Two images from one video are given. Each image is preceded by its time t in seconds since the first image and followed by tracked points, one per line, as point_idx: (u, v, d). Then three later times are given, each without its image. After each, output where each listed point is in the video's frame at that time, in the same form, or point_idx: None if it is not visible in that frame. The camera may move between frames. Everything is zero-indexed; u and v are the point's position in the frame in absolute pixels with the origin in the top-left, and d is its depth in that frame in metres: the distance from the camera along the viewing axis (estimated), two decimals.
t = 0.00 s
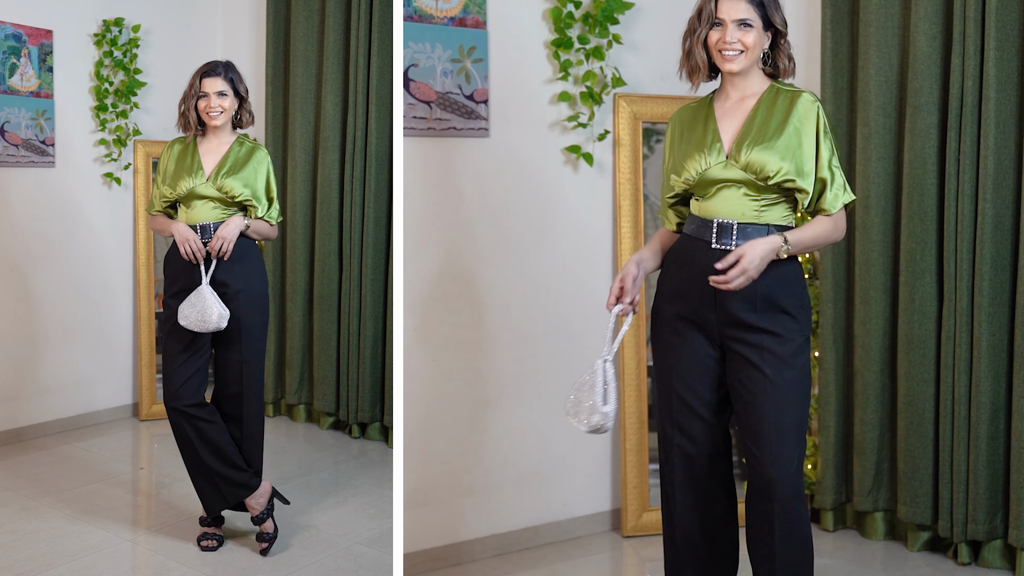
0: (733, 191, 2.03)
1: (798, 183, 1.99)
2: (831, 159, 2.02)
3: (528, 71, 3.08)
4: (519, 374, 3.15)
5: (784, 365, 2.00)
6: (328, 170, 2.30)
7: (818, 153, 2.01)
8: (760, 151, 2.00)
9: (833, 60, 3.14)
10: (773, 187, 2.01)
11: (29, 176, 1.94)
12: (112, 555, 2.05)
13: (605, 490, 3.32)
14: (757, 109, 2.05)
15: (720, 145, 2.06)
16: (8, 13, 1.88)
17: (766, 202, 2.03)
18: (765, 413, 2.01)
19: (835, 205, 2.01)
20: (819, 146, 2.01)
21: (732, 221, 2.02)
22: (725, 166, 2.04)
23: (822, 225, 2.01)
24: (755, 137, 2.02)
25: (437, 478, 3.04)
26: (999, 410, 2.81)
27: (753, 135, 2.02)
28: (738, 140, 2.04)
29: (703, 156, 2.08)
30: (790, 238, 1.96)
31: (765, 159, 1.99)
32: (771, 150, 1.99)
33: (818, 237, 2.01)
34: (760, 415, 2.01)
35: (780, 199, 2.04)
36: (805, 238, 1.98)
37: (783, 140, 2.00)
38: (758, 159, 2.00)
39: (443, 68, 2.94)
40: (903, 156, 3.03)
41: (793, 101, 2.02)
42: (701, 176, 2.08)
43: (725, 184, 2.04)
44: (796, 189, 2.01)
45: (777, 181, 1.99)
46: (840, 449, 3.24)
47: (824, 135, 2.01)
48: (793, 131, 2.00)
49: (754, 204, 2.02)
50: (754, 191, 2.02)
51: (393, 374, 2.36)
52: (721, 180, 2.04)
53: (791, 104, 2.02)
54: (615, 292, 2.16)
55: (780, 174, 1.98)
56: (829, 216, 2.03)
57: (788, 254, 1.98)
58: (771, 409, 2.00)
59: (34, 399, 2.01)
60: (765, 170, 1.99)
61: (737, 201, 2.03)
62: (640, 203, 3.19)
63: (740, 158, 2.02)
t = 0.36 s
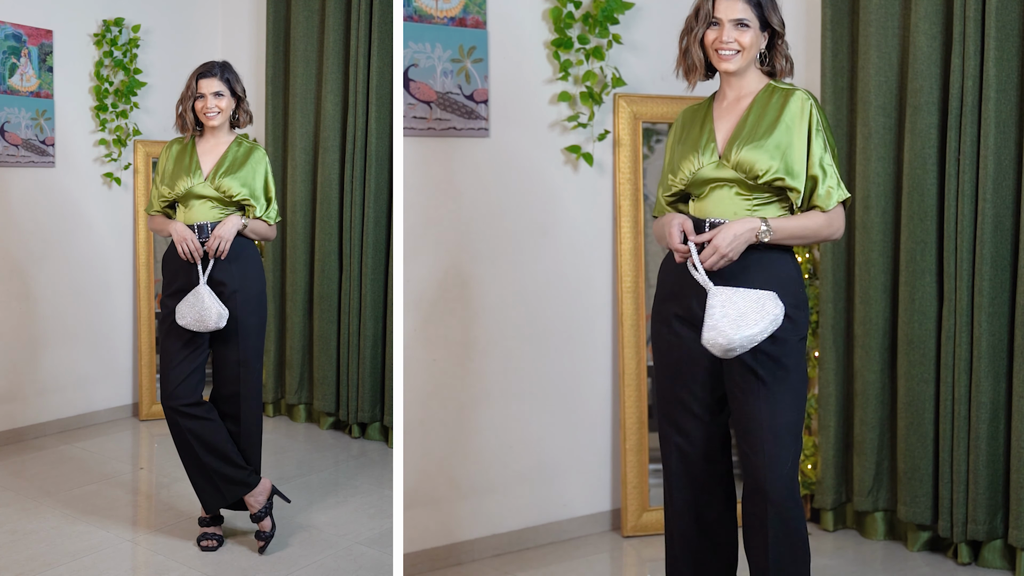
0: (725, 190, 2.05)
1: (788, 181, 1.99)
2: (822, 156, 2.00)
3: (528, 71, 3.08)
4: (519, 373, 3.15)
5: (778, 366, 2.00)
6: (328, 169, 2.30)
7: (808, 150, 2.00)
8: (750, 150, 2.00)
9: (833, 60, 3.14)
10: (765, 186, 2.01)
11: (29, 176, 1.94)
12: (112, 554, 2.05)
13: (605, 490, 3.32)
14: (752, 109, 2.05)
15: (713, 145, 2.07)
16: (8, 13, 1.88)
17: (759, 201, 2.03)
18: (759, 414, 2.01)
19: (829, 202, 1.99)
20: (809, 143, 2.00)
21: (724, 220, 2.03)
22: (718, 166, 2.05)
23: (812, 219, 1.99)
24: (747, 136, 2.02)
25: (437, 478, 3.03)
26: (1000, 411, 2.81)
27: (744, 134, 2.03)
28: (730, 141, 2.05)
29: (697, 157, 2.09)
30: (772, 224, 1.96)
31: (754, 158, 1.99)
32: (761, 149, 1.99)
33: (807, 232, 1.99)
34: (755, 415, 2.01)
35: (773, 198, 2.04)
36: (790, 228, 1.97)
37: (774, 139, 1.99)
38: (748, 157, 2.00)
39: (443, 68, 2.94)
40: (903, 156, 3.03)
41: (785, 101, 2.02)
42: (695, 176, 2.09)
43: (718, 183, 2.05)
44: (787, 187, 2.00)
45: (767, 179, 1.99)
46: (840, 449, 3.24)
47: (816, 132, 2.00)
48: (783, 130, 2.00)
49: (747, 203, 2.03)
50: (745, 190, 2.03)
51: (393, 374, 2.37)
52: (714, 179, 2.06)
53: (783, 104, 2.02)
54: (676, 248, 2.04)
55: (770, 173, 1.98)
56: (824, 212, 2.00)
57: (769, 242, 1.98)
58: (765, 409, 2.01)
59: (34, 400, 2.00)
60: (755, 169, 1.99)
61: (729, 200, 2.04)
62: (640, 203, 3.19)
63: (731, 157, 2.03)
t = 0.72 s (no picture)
0: (729, 192, 2.04)
1: (793, 184, 1.99)
2: (826, 161, 2.00)
3: (528, 71, 3.08)
4: (519, 373, 3.15)
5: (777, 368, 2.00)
6: (328, 169, 2.30)
7: (812, 155, 2.00)
8: (757, 152, 2.00)
9: (833, 60, 3.14)
10: (769, 188, 2.01)
11: (29, 176, 1.94)
12: (112, 554, 2.05)
13: (605, 490, 3.32)
14: (756, 109, 2.05)
15: (717, 146, 2.07)
16: (8, 13, 1.88)
17: (763, 203, 2.03)
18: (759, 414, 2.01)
19: (835, 205, 1.99)
20: (813, 147, 2.00)
21: (728, 221, 2.03)
22: (722, 167, 2.05)
23: (818, 221, 2.00)
24: (753, 137, 2.02)
25: (436, 477, 3.03)
26: (1000, 411, 2.81)
27: (750, 135, 2.02)
28: (734, 142, 2.05)
29: (701, 157, 2.09)
30: (782, 226, 1.98)
31: (761, 159, 1.99)
32: (766, 151, 1.99)
33: (816, 233, 2.00)
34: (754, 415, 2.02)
35: (776, 200, 2.04)
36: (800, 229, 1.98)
37: (780, 141, 2.00)
38: (754, 159, 2.00)
39: (443, 68, 2.94)
40: (903, 156, 3.03)
41: (791, 103, 2.02)
42: (699, 177, 2.09)
43: (722, 184, 2.05)
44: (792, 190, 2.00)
45: (773, 182, 1.99)
46: (840, 449, 3.24)
47: (822, 134, 2.00)
48: (788, 133, 2.00)
49: (751, 205, 2.03)
50: (749, 191, 2.03)
51: (393, 375, 2.37)
52: (718, 180, 2.05)
53: (788, 105, 2.02)
54: (687, 249, 2.01)
55: (776, 175, 1.98)
56: (830, 216, 2.01)
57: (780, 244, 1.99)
58: (765, 410, 2.01)
59: (34, 400, 2.00)
60: (761, 171, 1.99)
61: (733, 202, 2.04)
62: (640, 203, 3.19)
63: (736, 158, 2.02)
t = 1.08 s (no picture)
0: (736, 194, 2.04)
1: (802, 189, 2.00)
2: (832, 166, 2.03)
3: (528, 71, 3.08)
4: (519, 373, 3.15)
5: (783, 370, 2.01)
6: (328, 169, 2.30)
7: (819, 160, 2.02)
8: (766, 155, 2.00)
9: (833, 60, 3.14)
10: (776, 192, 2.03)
11: (29, 176, 1.94)
12: (112, 554, 2.05)
13: (605, 490, 3.32)
14: (763, 111, 2.05)
15: (723, 147, 2.06)
16: (8, 13, 1.88)
17: (768, 206, 2.04)
18: (777, 413, 2.01)
19: (836, 212, 2.02)
20: (821, 152, 2.02)
21: (734, 224, 2.03)
22: (731, 167, 2.04)
23: (820, 225, 2.02)
24: (762, 139, 2.02)
25: (436, 477, 3.03)
26: (1000, 410, 2.81)
27: (760, 137, 2.03)
28: (743, 143, 2.04)
29: (708, 156, 2.07)
30: (790, 228, 1.99)
31: (771, 164, 2.00)
32: (777, 155, 2.00)
33: (818, 236, 2.02)
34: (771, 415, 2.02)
35: (780, 203, 2.06)
36: (805, 230, 2.01)
37: (790, 145, 2.01)
38: (764, 163, 2.00)
39: (443, 68, 2.94)
40: (903, 156, 3.03)
41: (797, 107, 2.04)
42: (705, 177, 2.07)
43: (728, 186, 2.05)
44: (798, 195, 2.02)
45: (782, 186, 2.00)
46: (840, 449, 3.24)
47: (827, 141, 2.03)
48: (798, 136, 2.01)
49: (757, 208, 2.03)
50: (756, 194, 2.03)
51: (393, 375, 2.38)
52: (725, 181, 2.05)
53: (796, 109, 2.04)
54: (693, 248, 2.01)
55: (786, 179, 1.99)
56: (830, 221, 2.04)
57: (786, 246, 2.00)
58: (785, 409, 2.01)
59: (34, 400, 1.99)
60: (771, 174, 1.99)
61: (739, 205, 2.04)
62: (640, 203, 3.19)
63: (746, 160, 2.02)
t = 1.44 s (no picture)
0: (737, 195, 2.04)
1: (804, 190, 2.02)
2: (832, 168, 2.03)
3: (528, 71, 3.08)
4: (519, 373, 3.15)
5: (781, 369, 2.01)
6: (328, 169, 2.30)
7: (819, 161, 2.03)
8: (769, 156, 2.00)
9: (833, 60, 3.14)
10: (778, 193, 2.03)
11: (29, 176, 1.94)
12: (112, 554, 2.05)
13: (605, 490, 3.32)
14: (765, 111, 2.05)
15: (726, 147, 2.05)
16: (8, 13, 1.88)
17: (770, 207, 2.04)
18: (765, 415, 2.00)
19: (838, 212, 2.03)
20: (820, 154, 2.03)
21: (735, 225, 2.03)
22: (733, 169, 2.03)
23: (822, 226, 2.03)
24: (765, 140, 2.02)
25: (437, 477, 3.03)
26: (1000, 410, 2.81)
27: (762, 138, 2.03)
28: (745, 143, 2.04)
29: (709, 157, 2.06)
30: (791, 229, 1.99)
31: (773, 165, 2.00)
32: (779, 156, 2.01)
33: (819, 238, 2.03)
34: (759, 415, 2.01)
35: (781, 205, 2.06)
36: (807, 231, 2.01)
37: (792, 146, 2.01)
38: (767, 164, 2.00)
39: (443, 68, 2.94)
40: (903, 156, 3.03)
41: (798, 108, 2.05)
42: (706, 177, 2.07)
43: (729, 187, 2.04)
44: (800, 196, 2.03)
45: (784, 187, 2.00)
46: (840, 449, 3.24)
47: (829, 142, 2.04)
48: (799, 138, 2.02)
49: (756, 208, 2.03)
50: (758, 196, 2.04)
51: (393, 375, 2.37)
52: (727, 182, 2.04)
53: (798, 110, 2.04)
54: (698, 253, 1.99)
55: (788, 180, 2.00)
56: (833, 221, 2.05)
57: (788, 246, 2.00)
58: (772, 410, 2.01)
59: (34, 400, 1.99)
60: (773, 176, 2.00)
61: (740, 205, 2.04)
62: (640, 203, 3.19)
63: (749, 161, 2.02)
